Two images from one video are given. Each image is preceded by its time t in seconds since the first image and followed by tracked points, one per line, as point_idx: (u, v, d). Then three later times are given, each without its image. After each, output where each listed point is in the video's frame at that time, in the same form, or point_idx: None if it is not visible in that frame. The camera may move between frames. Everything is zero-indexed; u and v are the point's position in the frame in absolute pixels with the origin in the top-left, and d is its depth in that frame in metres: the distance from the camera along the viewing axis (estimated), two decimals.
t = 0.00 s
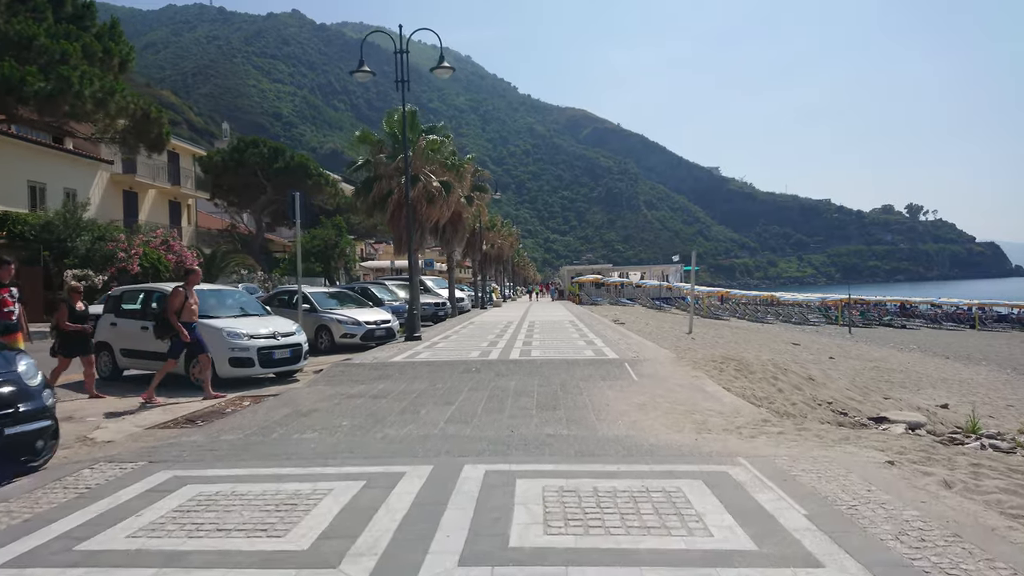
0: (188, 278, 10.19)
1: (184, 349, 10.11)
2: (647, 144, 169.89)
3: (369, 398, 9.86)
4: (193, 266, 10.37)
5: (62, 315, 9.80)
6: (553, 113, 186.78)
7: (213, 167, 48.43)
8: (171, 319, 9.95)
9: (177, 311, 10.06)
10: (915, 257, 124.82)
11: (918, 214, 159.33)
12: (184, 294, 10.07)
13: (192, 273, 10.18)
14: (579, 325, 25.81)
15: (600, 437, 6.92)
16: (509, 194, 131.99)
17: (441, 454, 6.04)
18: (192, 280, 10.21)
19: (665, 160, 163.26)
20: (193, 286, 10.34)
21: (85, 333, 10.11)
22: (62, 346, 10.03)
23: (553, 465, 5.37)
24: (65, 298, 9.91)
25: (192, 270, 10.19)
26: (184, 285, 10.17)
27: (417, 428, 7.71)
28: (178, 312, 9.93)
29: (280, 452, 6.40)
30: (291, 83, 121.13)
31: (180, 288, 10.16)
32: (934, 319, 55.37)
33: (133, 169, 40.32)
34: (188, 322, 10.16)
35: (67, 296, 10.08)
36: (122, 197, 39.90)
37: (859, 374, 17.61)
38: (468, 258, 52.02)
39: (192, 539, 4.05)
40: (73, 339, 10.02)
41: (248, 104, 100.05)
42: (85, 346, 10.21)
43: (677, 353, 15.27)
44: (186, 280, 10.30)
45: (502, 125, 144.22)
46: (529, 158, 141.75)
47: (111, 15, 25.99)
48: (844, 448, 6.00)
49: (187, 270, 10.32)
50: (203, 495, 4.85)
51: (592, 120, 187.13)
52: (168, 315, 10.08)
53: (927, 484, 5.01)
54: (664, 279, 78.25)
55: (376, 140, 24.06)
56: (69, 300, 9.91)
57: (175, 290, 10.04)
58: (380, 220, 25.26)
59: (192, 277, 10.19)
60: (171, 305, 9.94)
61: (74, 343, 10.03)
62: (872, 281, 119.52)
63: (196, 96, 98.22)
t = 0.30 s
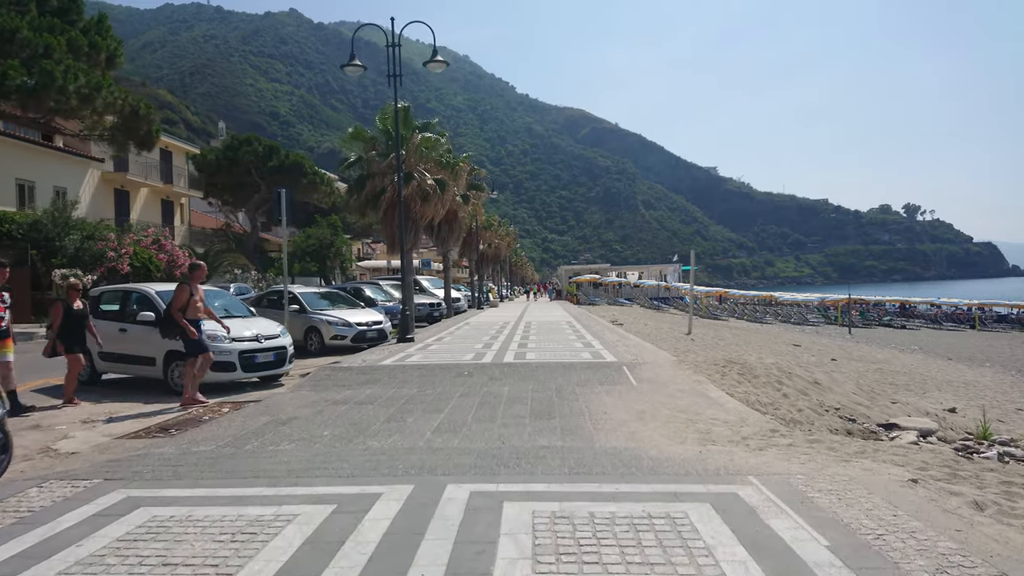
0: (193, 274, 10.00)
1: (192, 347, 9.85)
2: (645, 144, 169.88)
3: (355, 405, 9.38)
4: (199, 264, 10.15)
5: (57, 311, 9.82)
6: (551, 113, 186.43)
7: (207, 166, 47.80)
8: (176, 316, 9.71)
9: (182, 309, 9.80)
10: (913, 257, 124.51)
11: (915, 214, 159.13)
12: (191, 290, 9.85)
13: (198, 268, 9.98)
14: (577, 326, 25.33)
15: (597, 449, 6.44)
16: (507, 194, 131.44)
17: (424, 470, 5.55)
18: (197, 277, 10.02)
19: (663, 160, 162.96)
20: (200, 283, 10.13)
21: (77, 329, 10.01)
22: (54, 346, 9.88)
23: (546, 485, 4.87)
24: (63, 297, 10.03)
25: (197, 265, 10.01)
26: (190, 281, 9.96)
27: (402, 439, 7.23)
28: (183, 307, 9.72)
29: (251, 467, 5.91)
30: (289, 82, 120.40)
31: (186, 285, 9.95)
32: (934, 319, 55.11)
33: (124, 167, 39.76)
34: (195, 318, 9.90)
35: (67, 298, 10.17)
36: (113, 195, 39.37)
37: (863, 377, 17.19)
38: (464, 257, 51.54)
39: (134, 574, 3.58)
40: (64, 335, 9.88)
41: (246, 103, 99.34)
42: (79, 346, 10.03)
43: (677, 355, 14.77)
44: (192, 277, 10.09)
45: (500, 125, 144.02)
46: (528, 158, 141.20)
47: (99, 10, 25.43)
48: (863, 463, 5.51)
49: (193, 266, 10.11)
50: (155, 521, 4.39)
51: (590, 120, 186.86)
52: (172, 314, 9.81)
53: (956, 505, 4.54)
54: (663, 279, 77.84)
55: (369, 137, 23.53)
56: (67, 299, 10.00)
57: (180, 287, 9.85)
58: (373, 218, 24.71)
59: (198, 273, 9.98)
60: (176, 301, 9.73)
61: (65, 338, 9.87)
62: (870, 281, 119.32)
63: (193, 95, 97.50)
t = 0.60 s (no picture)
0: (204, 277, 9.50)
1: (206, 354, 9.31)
2: (644, 145, 169.73)
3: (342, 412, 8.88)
4: (208, 266, 9.62)
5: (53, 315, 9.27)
6: (550, 114, 186.24)
7: (202, 165, 47.16)
8: (189, 322, 9.19)
9: (195, 315, 9.24)
10: (912, 259, 124.17)
11: (913, 215, 158.79)
12: (203, 294, 9.31)
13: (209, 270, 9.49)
14: (575, 328, 24.86)
15: (597, 463, 5.96)
16: (505, 195, 131.01)
17: (408, 488, 5.06)
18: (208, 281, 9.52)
19: (662, 161, 162.79)
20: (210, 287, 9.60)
21: (74, 333, 9.48)
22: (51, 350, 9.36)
23: (539, 509, 4.37)
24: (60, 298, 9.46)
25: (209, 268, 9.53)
26: (201, 285, 9.42)
27: (391, 451, 6.74)
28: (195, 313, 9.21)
29: (220, 485, 5.41)
30: (287, 82, 120.01)
31: (197, 289, 9.43)
32: (935, 321, 54.70)
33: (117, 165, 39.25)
34: (207, 324, 9.37)
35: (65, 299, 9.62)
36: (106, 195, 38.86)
37: (869, 381, 16.76)
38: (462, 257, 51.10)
39: None
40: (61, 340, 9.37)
41: (244, 104, 98.93)
42: (77, 351, 9.52)
43: (679, 359, 14.27)
44: (203, 281, 9.56)
45: (498, 126, 143.70)
46: (526, 158, 140.84)
47: (88, 4, 24.92)
48: (887, 482, 5.03)
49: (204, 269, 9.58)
50: (99, 551, 3.91)
51: (589, 121, 186.67)
52: (184, 320, 9.22)
53: (999, 532, 4.05)
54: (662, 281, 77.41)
55: (363, 134, 23.01)
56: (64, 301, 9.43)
57: (191, 291, 9.31)
58: (367, 218, 24.17)
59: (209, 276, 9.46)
60: (188, 306, 9.20)
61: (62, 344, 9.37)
62: (869, 282, 118.97)
63: (191, 95, 97.13)
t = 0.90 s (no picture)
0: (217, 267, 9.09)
1: (215, 347, 8.99)
2: (641, 143, 169.59)
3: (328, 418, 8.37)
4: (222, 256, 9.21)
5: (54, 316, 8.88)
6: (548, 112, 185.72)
7: (195, 160, 46.22)
8: (200, 315, 8.81)
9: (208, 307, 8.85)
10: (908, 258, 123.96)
11: (910, 214, 158.45)
12: (216, 285, 8.90)
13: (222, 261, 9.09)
14: (573, 327, 24.37)
15: (599, 479, 5.46)
16: (502, 192, 130.46)
17: (391, 510, 4.55)
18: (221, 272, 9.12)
19: (659, 159, 162.40)
20: (222, 276, 9.20)
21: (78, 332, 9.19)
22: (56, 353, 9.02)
23: (537, 541, 3.86)
24: (56, 297, 9.05)
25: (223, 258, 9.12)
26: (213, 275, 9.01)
27: (377, 463, 6.24)
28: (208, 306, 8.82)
29: (186, 504, 4.90)
30: (284, 79, 119.11)
31: (209, 278, 9.02)
32: (935, 321, 54.34)
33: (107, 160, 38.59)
34: (218, 317, 9.02)
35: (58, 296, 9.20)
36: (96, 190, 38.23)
37: (874, 382, 16.34)
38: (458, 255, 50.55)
39: None
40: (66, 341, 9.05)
41: (240, 101, 98.12)
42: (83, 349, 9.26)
43: (681, 360, 13.77)
44: (215, 271, 9.14)
45: (496, 124, 143.06)
46: (524, 156, 140.27)
47: None
48: (926, 505, 4.51)
49: (216, 259, 9.15)
50: None
51: (587, 119, 186.18)
52: (195, 313, 8.82)
53: None
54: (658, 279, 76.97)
55: (356, 129, 22.43)
56: (62, 299, 9.04)
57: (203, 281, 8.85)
58: (360, 215, 23.57)
59: (222, 267, 9.06)
60: (200, 297, 8.77)
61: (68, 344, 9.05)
62: (865, 281, 118.77)
63: (187, 92, 96.36)
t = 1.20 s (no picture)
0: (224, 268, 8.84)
1: (222, 352, 8.65)
2: (640, 145, 169.31)
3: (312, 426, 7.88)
4: (230, 258, 8.96)
5: (60, 316, 8.56)
6: (547, 113, 185.35)
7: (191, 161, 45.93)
8: (208, 317, 8.50)
9: (216, 310, 8.55)
10: (908, 258, 123.31)
11: (910, 215, 157.97)
12: (224, 287, 8.62)
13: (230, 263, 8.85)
14: (573, 329, 23.88)
15: (603, 496, 4.98)
16: (501, 194, 130.07)
17: (370, 535, 4.06)
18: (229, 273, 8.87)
19: (659, 161, 162.06)
20: (230, 280, 8.93)
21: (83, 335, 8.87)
22: (60, 356, 8.65)
23: None
24: (63, 298, 8.79)
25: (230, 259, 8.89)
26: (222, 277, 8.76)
27: (361, 477, 5.74)
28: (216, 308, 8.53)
29: (145, 527, 4.41)
30: (282, 81, 118.77)
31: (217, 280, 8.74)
32: (937, 322, 53.80)
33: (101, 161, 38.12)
34: (227, 321, 8.71)
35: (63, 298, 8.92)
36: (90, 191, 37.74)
37: (883, 385, 15.84)
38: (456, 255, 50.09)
39: None
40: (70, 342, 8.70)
41: (239, 103, 97.69)
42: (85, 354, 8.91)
43: (684, 363, 13.28)
44: (223, 272, 8.89)
45: (494, 126, 142.74)
46: (523, 158, 139.81)
47: None
48: (971, 531, 4.03)
49: (224, 260, 8.90)
50: None
51: (586, 121, 185.84)
52: (202, 316, 8.53)
53: None
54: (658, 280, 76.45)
55: (351, 127, 21.92)
56: (69, 300, 8.78)
57: (211, 283, 8.58)
58: (355, 216, 23.02)
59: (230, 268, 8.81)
60: (208, 300, 8.49)
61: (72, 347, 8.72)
62: (864, 282, 118.27)
63: (185, 94, 95.94)
